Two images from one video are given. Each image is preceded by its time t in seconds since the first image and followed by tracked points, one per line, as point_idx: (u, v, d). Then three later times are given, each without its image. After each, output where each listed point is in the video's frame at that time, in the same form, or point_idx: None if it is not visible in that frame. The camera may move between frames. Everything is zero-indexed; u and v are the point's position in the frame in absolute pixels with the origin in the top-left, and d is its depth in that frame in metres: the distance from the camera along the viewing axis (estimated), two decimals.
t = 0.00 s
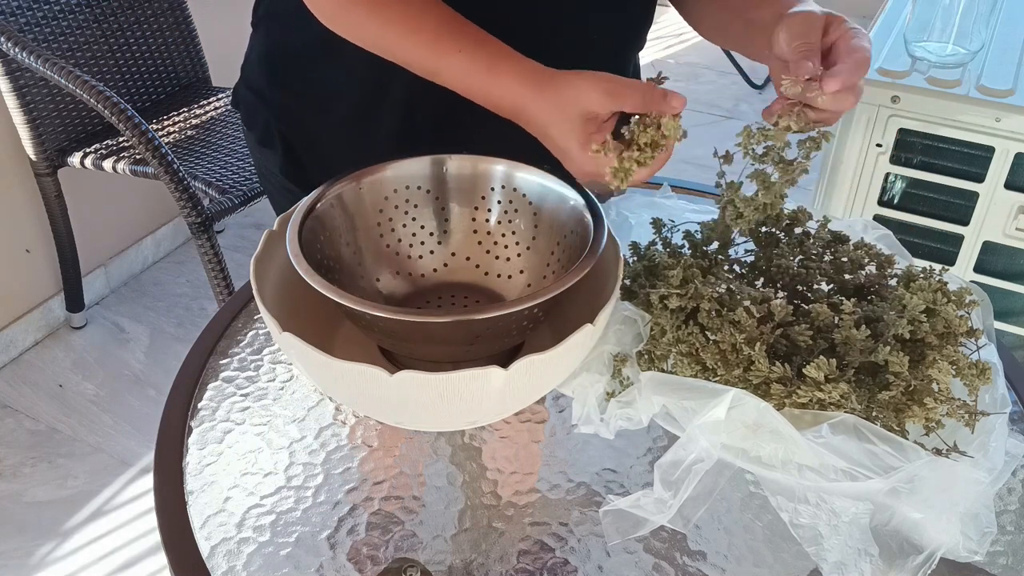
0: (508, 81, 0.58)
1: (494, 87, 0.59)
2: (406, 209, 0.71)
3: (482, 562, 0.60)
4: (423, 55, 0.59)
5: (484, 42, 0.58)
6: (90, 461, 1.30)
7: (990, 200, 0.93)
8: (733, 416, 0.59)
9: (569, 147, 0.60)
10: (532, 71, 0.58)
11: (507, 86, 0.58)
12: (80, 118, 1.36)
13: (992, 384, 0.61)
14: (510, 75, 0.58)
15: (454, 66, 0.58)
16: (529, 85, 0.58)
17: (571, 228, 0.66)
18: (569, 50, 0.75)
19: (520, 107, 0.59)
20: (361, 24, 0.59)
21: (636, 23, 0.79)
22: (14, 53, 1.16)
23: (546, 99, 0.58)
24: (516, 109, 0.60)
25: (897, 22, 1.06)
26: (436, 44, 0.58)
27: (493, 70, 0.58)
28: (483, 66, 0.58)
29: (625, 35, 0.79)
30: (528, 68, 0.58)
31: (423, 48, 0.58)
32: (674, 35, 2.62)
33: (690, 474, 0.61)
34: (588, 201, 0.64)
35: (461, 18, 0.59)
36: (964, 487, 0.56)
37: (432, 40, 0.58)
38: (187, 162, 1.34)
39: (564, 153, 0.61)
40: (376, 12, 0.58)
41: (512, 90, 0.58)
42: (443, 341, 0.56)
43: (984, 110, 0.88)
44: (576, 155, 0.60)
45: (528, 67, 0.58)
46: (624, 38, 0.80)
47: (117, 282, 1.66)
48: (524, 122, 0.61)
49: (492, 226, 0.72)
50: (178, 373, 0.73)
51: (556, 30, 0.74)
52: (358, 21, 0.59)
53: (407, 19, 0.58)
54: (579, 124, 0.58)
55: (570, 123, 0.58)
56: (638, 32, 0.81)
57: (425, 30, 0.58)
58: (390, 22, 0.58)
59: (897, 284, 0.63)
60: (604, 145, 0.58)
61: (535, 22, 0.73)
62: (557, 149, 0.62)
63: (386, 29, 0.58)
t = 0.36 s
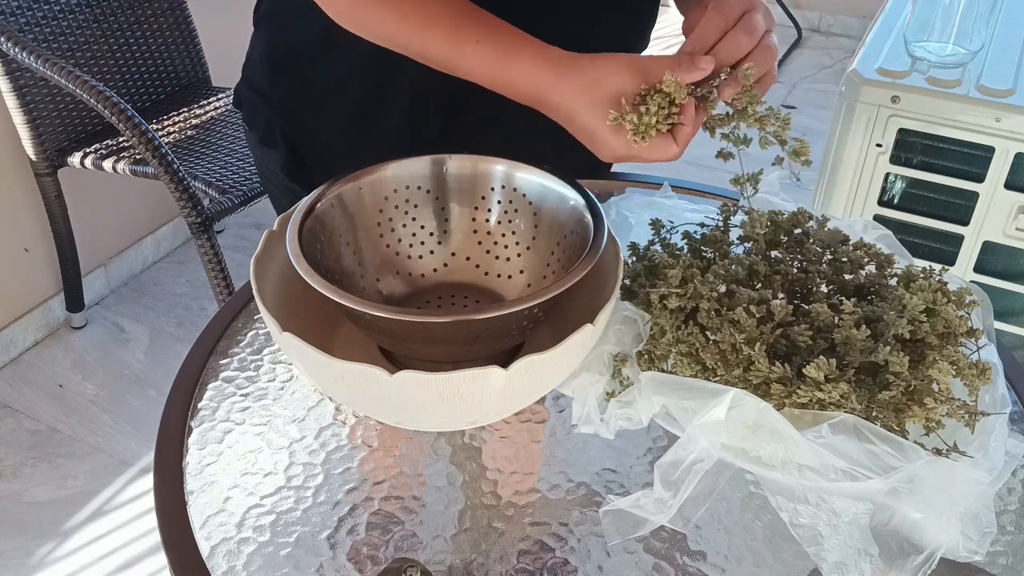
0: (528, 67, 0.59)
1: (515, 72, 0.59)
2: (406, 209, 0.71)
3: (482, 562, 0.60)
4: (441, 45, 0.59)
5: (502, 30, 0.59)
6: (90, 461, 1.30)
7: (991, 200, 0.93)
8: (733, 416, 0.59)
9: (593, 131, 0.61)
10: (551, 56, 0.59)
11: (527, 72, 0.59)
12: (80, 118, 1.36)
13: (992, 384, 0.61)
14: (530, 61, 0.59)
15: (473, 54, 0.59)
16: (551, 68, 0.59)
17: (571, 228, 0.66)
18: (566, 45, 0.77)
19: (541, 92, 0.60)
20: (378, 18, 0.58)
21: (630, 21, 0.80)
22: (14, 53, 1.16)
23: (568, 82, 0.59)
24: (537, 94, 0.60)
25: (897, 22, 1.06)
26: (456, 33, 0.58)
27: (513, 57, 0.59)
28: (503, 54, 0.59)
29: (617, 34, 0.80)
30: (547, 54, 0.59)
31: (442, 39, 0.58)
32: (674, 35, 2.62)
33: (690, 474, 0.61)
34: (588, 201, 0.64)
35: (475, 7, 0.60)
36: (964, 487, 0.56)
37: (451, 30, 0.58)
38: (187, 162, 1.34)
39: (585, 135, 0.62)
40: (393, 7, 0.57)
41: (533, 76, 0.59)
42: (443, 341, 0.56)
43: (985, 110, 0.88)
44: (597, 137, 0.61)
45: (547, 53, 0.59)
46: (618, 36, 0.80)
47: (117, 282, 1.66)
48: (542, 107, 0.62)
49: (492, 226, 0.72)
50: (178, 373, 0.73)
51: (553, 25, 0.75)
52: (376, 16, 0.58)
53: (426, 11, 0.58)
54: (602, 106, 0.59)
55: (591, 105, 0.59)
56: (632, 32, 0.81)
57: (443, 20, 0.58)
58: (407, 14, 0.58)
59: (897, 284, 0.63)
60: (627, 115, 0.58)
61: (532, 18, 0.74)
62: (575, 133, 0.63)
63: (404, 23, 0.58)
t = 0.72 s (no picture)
0: (534, 69, 0.58)
1: (520, 74, 0.59)
2: (406, 209, 0.71)
3: (481, 562, 0.60)
4: (446, 45, 0.59)
5: (508, 31, 0.59)
6: (89, 461, 1.30)
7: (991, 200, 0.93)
8: (733, 416, 0.59)
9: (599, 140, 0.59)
10: (557, 58, 0.59)
11: (531, 75, 0.59)
12: (80, 118, 1.36)
13: (992, 384, 0.61)
14: (535, 63, 0.58)
15: (478, 54, 0.59)
16: (556, 72, 0.58)
17: (571, 228, 0.66)
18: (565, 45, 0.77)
19: (548, 98, 0.59)
20: (385, 18, 0.59)
21: (633, 21, 0.80)
22: (14, 53, 1.16)
23: (573, 86, 0.58)
24: (541, 97, 0.60)
25: (897, 22, 1.06)
26: (460, 34, 0.58)
27: (518, 58, 0.58)
28: (508, 55, 0.58)
29: (620, 34, 0.80)
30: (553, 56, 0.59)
31: (447, 40, 0.58)
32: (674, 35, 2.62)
33: (690, 474, 0.61)
34: (588, 201, 0.64)
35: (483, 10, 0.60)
36: (964, 487, 0.56)
37: (457, 31, 0.58)
38: (187, 162, 1.34)
39: (589, 142, 0.61)
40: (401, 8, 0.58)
41: (537, 78, 0.59)
42: (443, 341, 0.56)
43: (985, 110, 0.88)
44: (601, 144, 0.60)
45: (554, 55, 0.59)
46: (620, 37, 0.80)
47: (117, 282, 1.66)
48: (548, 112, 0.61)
49: (492, 226, 0.72)
50: (178, 373, 0.73)
51: (554, 24, 0.75)
52: (382, 15, 0.59)
53: (433, 11, 0.58)
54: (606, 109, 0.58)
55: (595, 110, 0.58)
56: (635, 32, 0.82)
57: (449, 20, 0.58)
58: (412, 13, 0.58)
59: (897, 284, 0.63)
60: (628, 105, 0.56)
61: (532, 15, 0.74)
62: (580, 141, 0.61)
63: (410, 23, 0.58)
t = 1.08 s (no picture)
0: (531, 70, 0.59)
1: (518, 73, 0.59)
2: (406, 209, 0.71)
3: (481, 563, 0.60)
4: (445, 44, 0.59)
5: (507, 31, 0.59)
6: (89, 462, 1.30)
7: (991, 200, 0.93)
8: (733, 416, 0.59)
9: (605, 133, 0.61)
10: (555, 58, 0.59)
11: (533, 76, 0.59)
12: (80, 118, 1.36)
13: (992, 384, 0.61)
14: (535, 63, 0.58)
15: (475, 54, 0.59)
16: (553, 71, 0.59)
17: (571, 228, 0.66)
18: (564, 44, 0.77)
19: (549, 98, 0.60)
20: (386, 17, 0.59)
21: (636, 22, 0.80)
22: (14, 53, 1.16)
23: (572, 84, 0.59)
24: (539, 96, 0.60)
25: (897, 22, 1.06)
26: (459, 34, 0.58)
27: (516, 58, 0.58)
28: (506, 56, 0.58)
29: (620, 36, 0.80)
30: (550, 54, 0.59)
31: (446, 39, 0.58)
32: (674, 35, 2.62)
33: (690, 474, 0.61)
34: (588, 201, 0.64)
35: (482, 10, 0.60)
36: (964, 487, 0.56)
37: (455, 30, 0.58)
38: (187, 162, 1.34)
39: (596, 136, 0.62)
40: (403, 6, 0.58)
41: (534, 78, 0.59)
42: (443, 341, 0.56)
43: (985, 110, 0.88)
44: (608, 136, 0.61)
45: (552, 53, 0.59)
46: (620, 36, 0.80)
47: (116, 282, 1.66)
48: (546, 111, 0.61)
49: (492, 226, 0.72)
50: (177, 373, 0.73)
51: (553, 23, 0.76)
52: (383, 14, 0.59)
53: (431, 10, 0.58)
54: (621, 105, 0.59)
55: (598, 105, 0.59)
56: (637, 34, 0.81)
57: (448, 20, 0.58)
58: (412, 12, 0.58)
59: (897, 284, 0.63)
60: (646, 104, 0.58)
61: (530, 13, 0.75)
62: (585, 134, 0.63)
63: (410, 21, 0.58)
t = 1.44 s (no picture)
0: (524, 74, 0.58)
1: (510, 79, 0.58)
2: (406, 208, 0.71)
3: (481, 563, 0.60)
4: (438, 48, 0.59)
5: (501, 34, 0.58)
6: (89, 462, 1.30)
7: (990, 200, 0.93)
8: (733, 416, 0.59)
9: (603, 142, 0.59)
10: (549, 64, 0.58)
11: (526, 82, 0.58)
12: (80, 118, 1.36)
13: (992, 384, 0.61)
14: (526, 70, 0.58)
15: (467, 59, 0.58)
16: (547, 77, 0.57)
17: (571, 228, 0.66)
18: (564, 44, 0.77)
19: (543, 104, 0.59)
20: (381, 21, 0.59)
21: (630, 22, 0.80)
22: (14, 53, 1.16)
23: (568, 90, 0.57)
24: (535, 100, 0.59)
25: (897, 22, 1.07)
26: (452, 37, 0.58)
27: (507, 64, 0.58)
28: (498, 61, 0.58)
29: (620, 37, 0.80)
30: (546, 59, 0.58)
31: (439, 44, 0.58)
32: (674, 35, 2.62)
33: (690, 474, 0.61)
34: (587, 201, 0.64)
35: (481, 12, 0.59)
36: (964, 487, 0.56)
37: (449, 33, 0.58)
38: (187, 162, 1.33)
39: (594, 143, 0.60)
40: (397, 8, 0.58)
41: (528, 83, 0.58)
42: (443, 341, 0.56)
43: (985, 110, 0.88)
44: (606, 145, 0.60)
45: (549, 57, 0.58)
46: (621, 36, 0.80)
47: (116, 282, 1.66)
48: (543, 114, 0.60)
49: (492, 226, 0.72)
50: (178, 373, 0.73)
51: (552, 23, 0.76)
52: (378, 17, 0.59)
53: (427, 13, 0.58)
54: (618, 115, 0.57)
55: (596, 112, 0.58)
56: (638, 35, 0.81)
57: (441, 24, 0.58)
58: (406, 15, 0.58)
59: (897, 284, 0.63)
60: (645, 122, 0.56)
61: (529, 13, 0.75)
62: (585, 139, 0.61)
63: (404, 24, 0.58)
